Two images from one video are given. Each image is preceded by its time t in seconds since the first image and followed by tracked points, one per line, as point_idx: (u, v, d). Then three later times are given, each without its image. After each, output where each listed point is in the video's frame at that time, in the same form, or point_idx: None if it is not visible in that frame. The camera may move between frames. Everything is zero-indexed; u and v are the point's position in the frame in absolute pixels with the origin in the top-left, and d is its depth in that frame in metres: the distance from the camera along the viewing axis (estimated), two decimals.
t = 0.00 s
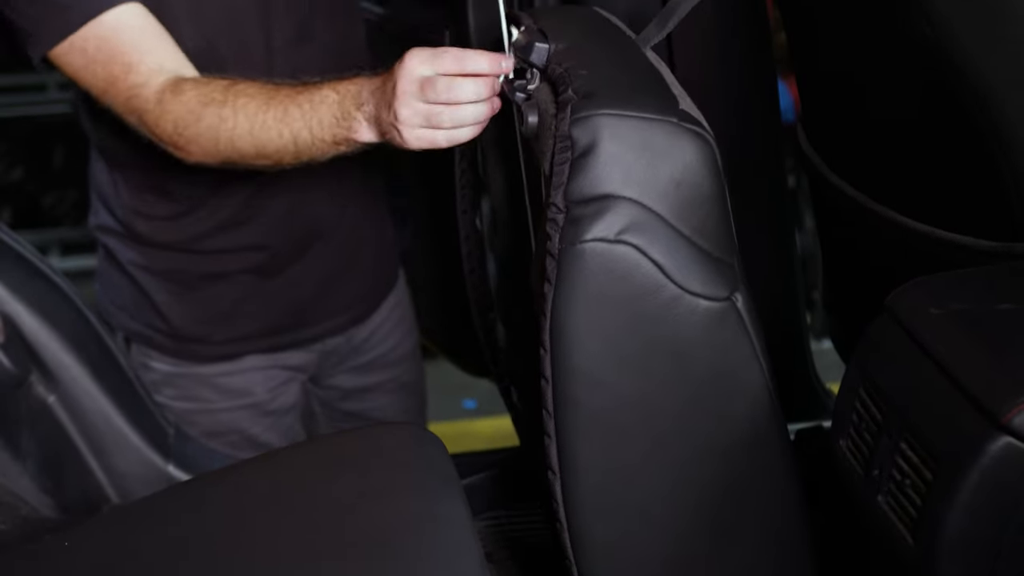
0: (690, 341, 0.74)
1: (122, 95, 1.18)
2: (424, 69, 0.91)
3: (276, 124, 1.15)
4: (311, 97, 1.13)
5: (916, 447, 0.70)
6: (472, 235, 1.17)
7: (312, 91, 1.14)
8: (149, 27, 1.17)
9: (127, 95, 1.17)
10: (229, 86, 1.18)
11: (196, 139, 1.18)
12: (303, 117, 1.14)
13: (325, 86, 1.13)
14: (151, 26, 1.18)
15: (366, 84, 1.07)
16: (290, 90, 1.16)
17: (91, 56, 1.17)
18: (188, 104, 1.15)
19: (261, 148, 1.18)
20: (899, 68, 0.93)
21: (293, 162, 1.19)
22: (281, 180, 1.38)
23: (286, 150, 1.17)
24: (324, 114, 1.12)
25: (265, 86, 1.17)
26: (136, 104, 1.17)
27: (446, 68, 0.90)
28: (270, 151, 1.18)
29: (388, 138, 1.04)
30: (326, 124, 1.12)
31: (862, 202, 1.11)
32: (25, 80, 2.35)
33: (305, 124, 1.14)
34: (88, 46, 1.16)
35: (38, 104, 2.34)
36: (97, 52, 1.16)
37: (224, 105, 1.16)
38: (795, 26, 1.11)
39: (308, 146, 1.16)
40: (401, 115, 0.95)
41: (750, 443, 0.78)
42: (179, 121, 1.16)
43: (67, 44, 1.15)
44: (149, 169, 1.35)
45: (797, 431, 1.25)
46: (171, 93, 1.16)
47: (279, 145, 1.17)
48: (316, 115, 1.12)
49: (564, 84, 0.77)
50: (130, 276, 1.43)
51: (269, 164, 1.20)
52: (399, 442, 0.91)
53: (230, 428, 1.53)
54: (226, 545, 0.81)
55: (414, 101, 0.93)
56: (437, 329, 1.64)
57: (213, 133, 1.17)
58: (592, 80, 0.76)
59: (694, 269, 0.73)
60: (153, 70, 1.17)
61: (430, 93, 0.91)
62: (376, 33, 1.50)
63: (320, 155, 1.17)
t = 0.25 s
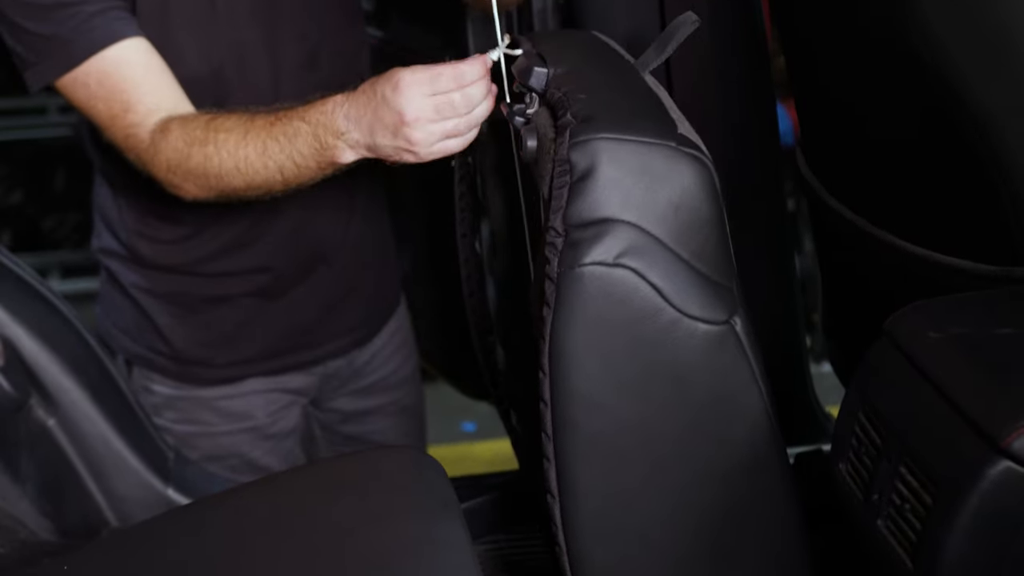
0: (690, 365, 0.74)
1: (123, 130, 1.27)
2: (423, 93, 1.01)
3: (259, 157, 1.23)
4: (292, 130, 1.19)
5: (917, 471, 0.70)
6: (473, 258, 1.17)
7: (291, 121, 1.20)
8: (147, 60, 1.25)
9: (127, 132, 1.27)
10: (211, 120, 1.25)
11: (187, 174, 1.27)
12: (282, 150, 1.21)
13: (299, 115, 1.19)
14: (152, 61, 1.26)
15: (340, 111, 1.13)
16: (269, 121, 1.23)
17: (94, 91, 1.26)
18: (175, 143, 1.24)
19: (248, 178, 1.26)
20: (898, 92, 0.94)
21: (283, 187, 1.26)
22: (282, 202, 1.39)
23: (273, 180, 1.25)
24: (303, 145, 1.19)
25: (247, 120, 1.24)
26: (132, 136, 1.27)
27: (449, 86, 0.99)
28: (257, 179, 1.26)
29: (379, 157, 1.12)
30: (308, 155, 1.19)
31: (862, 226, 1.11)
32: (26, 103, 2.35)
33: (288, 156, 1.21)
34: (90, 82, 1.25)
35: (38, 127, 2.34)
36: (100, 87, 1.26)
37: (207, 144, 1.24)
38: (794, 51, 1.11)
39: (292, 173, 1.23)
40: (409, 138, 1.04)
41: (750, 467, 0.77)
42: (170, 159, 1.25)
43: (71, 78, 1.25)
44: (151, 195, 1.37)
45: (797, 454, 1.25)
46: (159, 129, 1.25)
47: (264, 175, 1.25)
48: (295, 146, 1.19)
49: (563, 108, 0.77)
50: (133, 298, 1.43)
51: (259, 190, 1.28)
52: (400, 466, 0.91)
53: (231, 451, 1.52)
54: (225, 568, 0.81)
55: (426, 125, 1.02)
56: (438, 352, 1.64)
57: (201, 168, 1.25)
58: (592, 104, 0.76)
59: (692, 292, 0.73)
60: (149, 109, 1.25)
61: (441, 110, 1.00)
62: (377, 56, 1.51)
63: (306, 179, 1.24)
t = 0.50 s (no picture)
0: (690, 394, 0.74)
1: (124, 158, 1.28)
2: (415, 122, 1.02)
3: (259, 183, 1.24)
4: (290, 159, 1.20)
5: (917, 500, 0.70)
6: (472, 285, 1.18)
7: (290, 148, 1.20)
8: (150, 89, 1.26)
9: (128, 159, 1.28)
10: (213, 147, 1.25)
11: (188, 201, 1.27)
12: (282, 178, 1.21)
13: (299, 143, 1.20)
14: (155, 90, 1.27)
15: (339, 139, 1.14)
16: (270, 149, 1.24)
17: (95, 119, 1.27)
18: (177, 169, 1.24)
19: (248, 207, 1.26)
20: (900, 120, 0.94)
21: (281, 216, 1.27)
22: (282, 231, 1.39)
23: (273, 207, 1.26)
24: (302, 173, 1.19)
25: (247, 148, 1.25)
26: (133, 164, 1.27)
27: (440, 115, 1.01)
28: (258, 208, 1.26)
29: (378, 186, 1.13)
30: (306, 183, 1.19)
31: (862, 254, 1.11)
32: (26, 131, 2.35)
33: (287, 183, 1.21)
34: (92, 109, 1.26)
35: (36, 154, 2.33)
36: (102, 115, 1.27)
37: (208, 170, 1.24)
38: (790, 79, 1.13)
39: (292, 201, 1.24)
40: (401, 167, 1.06)
41: (751, 495, 0.77)
42: (172, 185, 1.26)
43: (73, 106, 1.26)
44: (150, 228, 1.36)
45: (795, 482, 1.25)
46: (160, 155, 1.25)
47: (264, 202, 1.25)
48: (295, 174, 1.20)
49: (563, 136, 0.78)
50: (133, 325, 1.43)
51: (259, 219, 1.29)
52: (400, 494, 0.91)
53: (231, 478, 1.52)
54: None
55: (415, 154, 1.04)
56: (438, 380, 1.64)
57: (202, 194, 1.26)
58: (592, 133, 0.76)
59: (692, 320, 0.72)
60: (151, 136, 1.26)
61: (433, 138, 1.02)
62: (377, 84, 1.52)
63: (305, 208, 1.25)
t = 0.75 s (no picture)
0: (690, 420, 0.74)
1: (122, 184, 1.29)
2: (409, 151, 1.03)
3: (254, 210, 1.24)
4: (286, 187, 1.21)
5: (918, 527, 0.70)
6: (472, 310, 1.18)
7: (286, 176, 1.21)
8: (149, 116, 1.27)
9: (126, 185, 1.28)
10: (210, 174, 1.26)
11: (185, 229, 1.27)
12: (277, 204, 1.22)
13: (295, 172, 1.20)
14: (153, 116, 1.27)
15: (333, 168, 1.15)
16: (265, 177, 1.24)
17: (94, 145, 1.28)
18: (172, 198, 1.24)
19: (244, 233, 1.26)
20: (899, 148, 0.95)
21: (277, 242, 1.28)
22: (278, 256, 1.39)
23: (269, 234, 1.26)
24: (297, 201, 1.19)
25: (243, 176, 1.25)
26: (130, 190, 1.28)
27: (434, 144, 1.02)
28: (254, 233, 1.26)
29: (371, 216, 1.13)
30: (301, 210, 1.20)
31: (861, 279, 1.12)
32: (25, 156, 2.35)
33: (282, 211, 1.22)
34: (91, 135, 1.27)
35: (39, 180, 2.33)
36: (100, 140, 1.27)
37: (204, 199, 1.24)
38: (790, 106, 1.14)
39: (287, 226, 1.24)
40: (394, 198, 1.06)
41: (751, 521, 0.77)
42: (168, 214, 1.26)
43: (72, 130, 1.27)
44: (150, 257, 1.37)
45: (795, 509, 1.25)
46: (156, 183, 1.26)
47: (260, 227, 1.26)
48: (291, 201, 1.20)
49: (563, 163, 0.78)
50: (132, 350, 1.43)
51: (254, 245, 1.29)
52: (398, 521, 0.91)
53: (230, 503, 1.51)
54: None
55: (409, 183, 1.04)
56: (438, 405, 1.64)
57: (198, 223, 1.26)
58: (593, 159, 0.76)
59: (692, 347, 0.72)
60: (148, 162, 1.27)
61: (426, 168, 1.03)
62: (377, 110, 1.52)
63: (300, 234, 1.25)
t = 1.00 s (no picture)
0: (690, 438, 0.74)
1: (124, 210, 1.27)
2: (415, 164, 1.03)
3: (258, 229, 1.23)
4: (291, 202, 1.20)
5: (919, 547, 0.70)
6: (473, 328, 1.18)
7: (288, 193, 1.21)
8: (149, 139, 1.27)
9: (127, 211, 1.27)
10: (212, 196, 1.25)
11: (189, 252, 1.26)
12: (283, 222, 1.21)
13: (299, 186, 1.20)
14: (157, 141, 1.27)
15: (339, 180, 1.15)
16: (267, 196, 1.24)
17: (95, 169, 1.28)
18: (175, 222, 1.23)
19: (250, 253, 1.25)
20: (904, 173, 0.98)
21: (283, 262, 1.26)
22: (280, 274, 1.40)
23: (276, 253, 1.25)
24: (303, 216, 1.19)
25: (244, 196, 1.25)
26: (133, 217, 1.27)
27: (440, 156, 1.02)
28: (259, 254, 1.25)
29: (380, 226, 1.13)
30: (309, 224, 1.19)
31: (862, 296, 1.16)
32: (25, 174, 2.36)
33: (289, 227, 1.21)
34: (93, 159, 1.27)
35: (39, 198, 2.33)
36: (101, 166, 1.28)
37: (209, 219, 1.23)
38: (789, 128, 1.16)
39: (292, 245, 1.23)
40: (401, 209, 1.06)
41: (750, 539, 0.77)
42: (172, 238, 1.25)
43: (74, 155, 1.27)
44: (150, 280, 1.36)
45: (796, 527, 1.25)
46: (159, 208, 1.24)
47: (265, 247, 1.25)
48: (296, 217, 1.20)
49: (562, 181, 0.78)
50: (131, 367, 1.43)
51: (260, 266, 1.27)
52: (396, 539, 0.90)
53: (228, 521, 1.51)
54: None
55: (418, 196, 1.04)
56: (438, 422, 1.64)
57: (202, 246, 1.25)
58: (591, 178, 0.76)
59: (691, 365, 0.72)
60: (150, 185, 1.26)
61: (434, 179, 1.03)
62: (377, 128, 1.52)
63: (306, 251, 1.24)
